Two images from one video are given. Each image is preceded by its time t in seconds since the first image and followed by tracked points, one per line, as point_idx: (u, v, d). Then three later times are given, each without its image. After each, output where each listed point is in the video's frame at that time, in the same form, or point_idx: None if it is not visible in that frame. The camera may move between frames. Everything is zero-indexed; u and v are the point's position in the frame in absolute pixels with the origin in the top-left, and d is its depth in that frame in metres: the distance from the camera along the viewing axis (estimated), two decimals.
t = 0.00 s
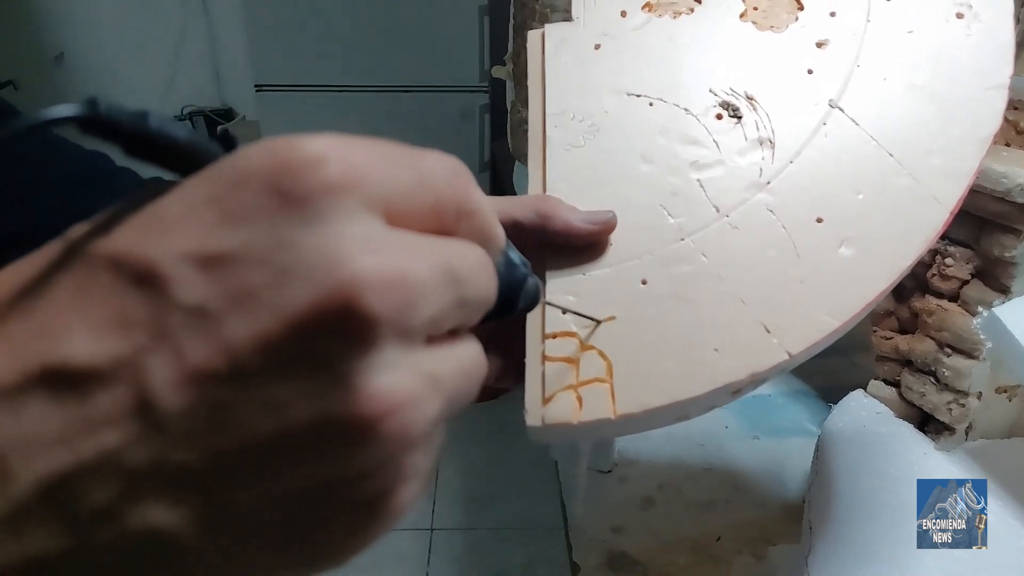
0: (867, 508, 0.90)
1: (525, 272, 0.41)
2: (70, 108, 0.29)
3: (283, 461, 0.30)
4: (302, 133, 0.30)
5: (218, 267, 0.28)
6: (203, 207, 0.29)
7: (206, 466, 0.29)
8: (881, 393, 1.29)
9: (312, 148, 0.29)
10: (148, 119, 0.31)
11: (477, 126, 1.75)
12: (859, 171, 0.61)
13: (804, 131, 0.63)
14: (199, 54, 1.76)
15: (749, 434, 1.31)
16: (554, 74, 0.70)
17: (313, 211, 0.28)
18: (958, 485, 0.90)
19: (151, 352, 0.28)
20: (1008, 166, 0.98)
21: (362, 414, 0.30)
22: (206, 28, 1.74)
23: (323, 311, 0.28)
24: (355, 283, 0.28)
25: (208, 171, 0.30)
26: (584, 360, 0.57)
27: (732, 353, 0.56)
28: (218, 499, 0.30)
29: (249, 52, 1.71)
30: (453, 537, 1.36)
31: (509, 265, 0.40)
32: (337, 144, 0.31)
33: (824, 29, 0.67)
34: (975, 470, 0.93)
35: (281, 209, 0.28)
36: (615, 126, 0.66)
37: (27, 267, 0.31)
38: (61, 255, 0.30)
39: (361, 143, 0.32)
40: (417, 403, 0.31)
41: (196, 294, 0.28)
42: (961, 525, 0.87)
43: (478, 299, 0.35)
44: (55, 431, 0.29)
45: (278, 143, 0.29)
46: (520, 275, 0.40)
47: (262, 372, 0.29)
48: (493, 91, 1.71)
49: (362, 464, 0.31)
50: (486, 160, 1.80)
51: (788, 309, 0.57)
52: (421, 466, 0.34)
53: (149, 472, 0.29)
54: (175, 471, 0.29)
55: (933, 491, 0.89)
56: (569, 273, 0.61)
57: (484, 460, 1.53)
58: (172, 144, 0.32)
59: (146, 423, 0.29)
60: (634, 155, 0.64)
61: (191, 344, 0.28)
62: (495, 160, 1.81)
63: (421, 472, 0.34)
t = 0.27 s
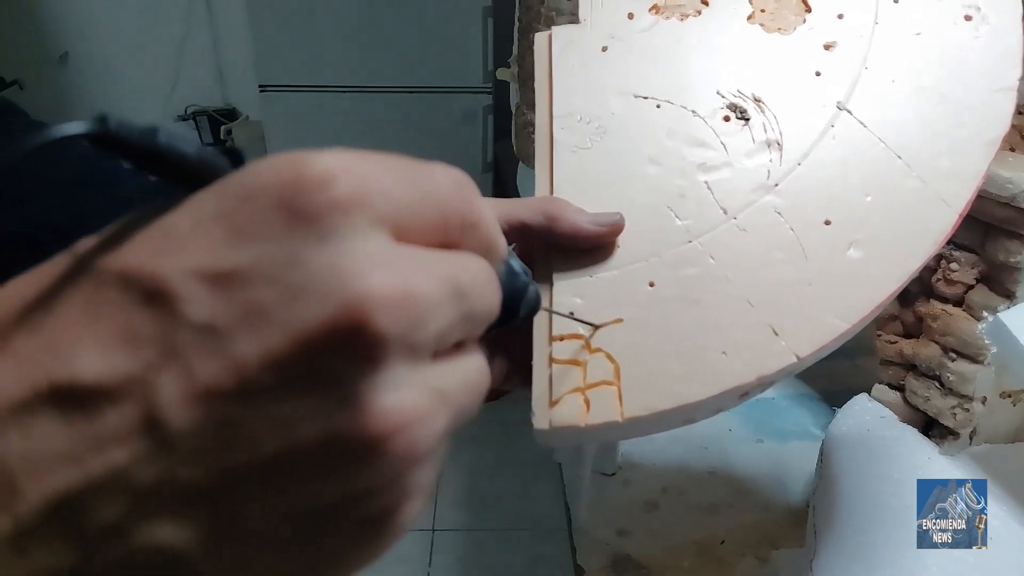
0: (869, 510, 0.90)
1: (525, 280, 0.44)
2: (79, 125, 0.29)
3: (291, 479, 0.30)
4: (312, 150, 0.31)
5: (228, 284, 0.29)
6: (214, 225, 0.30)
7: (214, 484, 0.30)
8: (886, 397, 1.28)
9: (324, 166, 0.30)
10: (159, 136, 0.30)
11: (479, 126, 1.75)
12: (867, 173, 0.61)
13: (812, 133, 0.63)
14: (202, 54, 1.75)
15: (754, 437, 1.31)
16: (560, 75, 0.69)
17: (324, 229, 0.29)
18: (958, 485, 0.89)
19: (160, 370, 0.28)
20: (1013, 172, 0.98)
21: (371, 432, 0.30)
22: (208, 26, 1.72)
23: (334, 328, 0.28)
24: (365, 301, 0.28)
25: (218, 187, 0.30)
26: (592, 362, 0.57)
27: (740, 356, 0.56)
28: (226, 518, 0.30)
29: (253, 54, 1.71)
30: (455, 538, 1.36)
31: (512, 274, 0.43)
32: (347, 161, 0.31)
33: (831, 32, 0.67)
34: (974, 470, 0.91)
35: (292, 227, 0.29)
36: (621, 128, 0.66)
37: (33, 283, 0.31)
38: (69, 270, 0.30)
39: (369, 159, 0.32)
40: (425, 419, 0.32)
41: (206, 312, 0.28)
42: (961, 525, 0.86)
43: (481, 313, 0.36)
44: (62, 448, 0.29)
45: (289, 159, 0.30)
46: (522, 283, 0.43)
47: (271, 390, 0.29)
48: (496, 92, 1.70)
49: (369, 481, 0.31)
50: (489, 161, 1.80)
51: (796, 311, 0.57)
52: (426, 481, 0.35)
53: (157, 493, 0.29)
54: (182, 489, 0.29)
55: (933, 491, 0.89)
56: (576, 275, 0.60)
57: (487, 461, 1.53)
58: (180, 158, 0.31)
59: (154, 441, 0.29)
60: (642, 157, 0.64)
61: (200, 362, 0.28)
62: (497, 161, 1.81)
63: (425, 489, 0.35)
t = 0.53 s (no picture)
0: (869, 512, 0.90)
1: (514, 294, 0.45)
2: (75, 144, 0.30)
3: (285, 500, 0.31)
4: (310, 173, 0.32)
5: (224, 308, 0.29)
6: (211, 248, 0.30)
7: (208, 505, 0.30)
8: (886, 397, 1.29)
9: (320, 192, 0.31)
10: (151, 157, 0.31)
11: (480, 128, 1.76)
12: (866, 178, 0.61)
13: (811, 138, 0.63)
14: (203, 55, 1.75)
15: (754, 437, 1.31)
16: (561, 80, 0.69)
17: (320, 254, 0.30)
18: (958, 485, 0.89)
19: (155, 393, 0.29)
20: (1012, 174, 0.97)
21: (364, 455, 0.31)
22: (208, 27, 1.71)
23: (329, 354, 0.29)
24: (360, 326, 0.29)
25: (214, 210, 0.30)
26: (593, 368, 0.57)
27: (740, 361, 0.56)
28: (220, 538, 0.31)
29: (253, 56, 1.71)
30: (457, 538, 1.36)
31: (506, 291, 0.45)
32: (343, 186, 0.32)
33: (831, 35, 0.67)
34: (973, 470, 0.92)
35: (289, 252, 0.29)
36: (622, 133, 0.66)
37: (31, 301, 0.32)
38: (66, 290, 0.31)
39: (366, 182, 0.34)
40: (417, 442, 0.32)
41: (201, 336, 0.29)
42: (961, 525, 0.86)
43: (473, 335, 0.37)
44: (53, 471, 0.29)
45: (286, 185, 0.31)
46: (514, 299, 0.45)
47: (267, 414, 0.29)
48: (497, 94, 1.72)
49: (361, 503, 0.32)
50: (489, 162, 1.81)
51: (796, 316, 0.58)
52: (417, 504, 0.35)
53: (148, 514, 0.30)
54: (176, 510, 0.30)
55: (933, 491, 0.89)
56: (577, 281, 0.60)
57: (490, 460, 1.53)
58: (174, 178, 0.32)
59: (146, 464, 0.29)
60: (642, 162, 0.64)
61: (195, 386, 0.29)
62: (498, 162, 1.82)
63: (416, 509, 0.35)
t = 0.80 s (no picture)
0: (871, 512, 0.90)
1: (559, 270, 0.40)
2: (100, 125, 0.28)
3: (323, 492, 0.29)
4: (336, 150, 0.29)
5: (252, 294, 0.27)
6: (237, 230, 0.28)
7: (243, 501, 0.28)
8: (888, 397, 1.28)
9: (350, 168, 0.28)
10: (175, 134, 0.30)
11: (483, 127, 1.69)
12: (877, 174, 0.61)
13: (821, 134, 0.62)
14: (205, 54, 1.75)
15: (757, 437, 1.30)
16: (568, 76, 0.69)
17: (350, 235, 0.27)
18: (958, 485, 0.89)
19: (184, 384, 0.27)
20: (1016, 173, 0.96)
21: (403, 447, 0.28)
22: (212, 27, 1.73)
23: (364, 342, 0.26)
24: (395, 312, 0.26)
25: (240, 190, 0.28)
26: (601, 365, 0.57)
27: (749, 359, 0.56)
28: (258, 536, 0.29)
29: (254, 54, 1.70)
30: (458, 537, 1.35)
31: (541, 270, 0.39)
32: (375, 161, 0.29)
33: (840, 31, 0.66)
34: (976, 470, 0.92)
35: (318, 233, 0.27)
36: (629, 129, 0.65)
37: (60, 291, 0.30)
38: (92, 278, 0.29)
39: (395, 157, 0.30)
40: (459, 430, 0.30)
41: (231, 323, 0.27)
42: (961, 525, 0.86)
43: (517, 318, 0.34)
44: (87, 465, 0.28)
45: (313, 159, 0.28)
46: (555, 279, 0.39)
47: (300, 404, 0.27)
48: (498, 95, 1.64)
49: (402, 495, 0.30)
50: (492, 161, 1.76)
51: (806, 314, 0.57)
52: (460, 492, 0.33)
53: (180, 511, 0.28)
54: (210, 506, 0.28)
55: (933, 491, 0.89)
56: (584, 278, 0.60)
57: (491, 460, 1.52)
58: (203, 156, 0.31)
59: (178, 459, 0.27)
60: (650, 158, 0.64)
61: (226, 376, 0.27)
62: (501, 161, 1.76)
63: (457, 499, 0.33)
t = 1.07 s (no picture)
0: (871, 513, 0.89)
1: (573, 277, 0.39)
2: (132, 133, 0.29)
3: (348, 503, 0.28)
4: (364, 158, 0.29)
5: (282, 300, 0.27)
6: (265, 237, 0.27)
7: (269, 509, 0.28)
8: (888, 399, 1.27)
9: (380, 174, 0.27)
10: (211, 146, 0.30)
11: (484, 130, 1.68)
12: (886, 176, 0.60)
13: (830, 135, 0.62)
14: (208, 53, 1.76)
15: (758, 438, 1.30)
16: (574, 76, 0.68)
17: (380, 241, 0.27)
18: (958, 485, 0.88)
19: (215, 391, 0.27)
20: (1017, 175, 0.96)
21: (430, 456, 0.28)
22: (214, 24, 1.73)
23: (393, 348, 0.26)
24: (426, 320, 0.26)
25: (268, 197, 0.28)
26: (605, 369, 0.56)
27: (755, 363, 0.55)
28: (282, 547, 0.28)
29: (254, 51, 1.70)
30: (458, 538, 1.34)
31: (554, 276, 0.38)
32: (403, 168, 0.29)
33: (849, 31, 0.65)
34: (974, 470, 0.91)
35: (349, 239, 0.26)
36: (635, 130, 0.64)
37: (93, 299, 0.30)
38: (125, 287, 0.29)
39: (422, 164, 0.30)
40: (486, 440, 0.29)
41: (260, 329, 0.26)
42: (961, 525, 0.86)
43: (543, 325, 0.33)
44: (119, 471, 0.27)
45: (343, 167, 0.27)
46: (570, 285, 0.39)
47: (329, 411, 0.27)
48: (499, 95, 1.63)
49: (428, 506, 0.29)
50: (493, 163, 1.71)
51: (813, 318, 0.56)
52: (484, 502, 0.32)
53: (210, 517, 0.28)
54: (238, 513, 0.28)
55: (933, 491, 0.88)
56: (589, 281, 0.59)
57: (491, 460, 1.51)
58: (233, 169, 0.31)
59: (208, 465, 0.27)
60: (656, 159, 0.63)
61: (257, 383, 0.26)
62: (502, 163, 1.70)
63: (481, 511, 0.32)
